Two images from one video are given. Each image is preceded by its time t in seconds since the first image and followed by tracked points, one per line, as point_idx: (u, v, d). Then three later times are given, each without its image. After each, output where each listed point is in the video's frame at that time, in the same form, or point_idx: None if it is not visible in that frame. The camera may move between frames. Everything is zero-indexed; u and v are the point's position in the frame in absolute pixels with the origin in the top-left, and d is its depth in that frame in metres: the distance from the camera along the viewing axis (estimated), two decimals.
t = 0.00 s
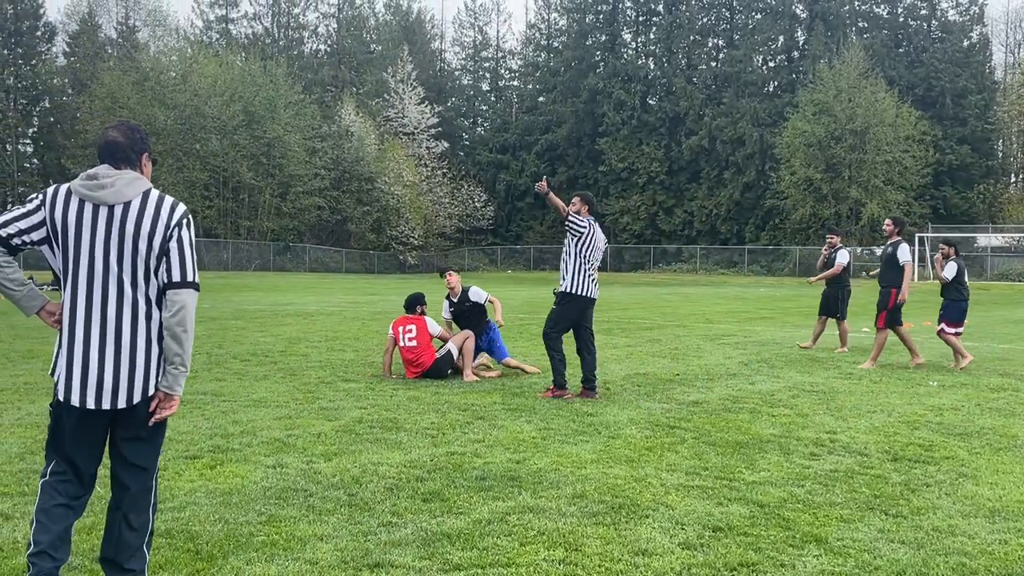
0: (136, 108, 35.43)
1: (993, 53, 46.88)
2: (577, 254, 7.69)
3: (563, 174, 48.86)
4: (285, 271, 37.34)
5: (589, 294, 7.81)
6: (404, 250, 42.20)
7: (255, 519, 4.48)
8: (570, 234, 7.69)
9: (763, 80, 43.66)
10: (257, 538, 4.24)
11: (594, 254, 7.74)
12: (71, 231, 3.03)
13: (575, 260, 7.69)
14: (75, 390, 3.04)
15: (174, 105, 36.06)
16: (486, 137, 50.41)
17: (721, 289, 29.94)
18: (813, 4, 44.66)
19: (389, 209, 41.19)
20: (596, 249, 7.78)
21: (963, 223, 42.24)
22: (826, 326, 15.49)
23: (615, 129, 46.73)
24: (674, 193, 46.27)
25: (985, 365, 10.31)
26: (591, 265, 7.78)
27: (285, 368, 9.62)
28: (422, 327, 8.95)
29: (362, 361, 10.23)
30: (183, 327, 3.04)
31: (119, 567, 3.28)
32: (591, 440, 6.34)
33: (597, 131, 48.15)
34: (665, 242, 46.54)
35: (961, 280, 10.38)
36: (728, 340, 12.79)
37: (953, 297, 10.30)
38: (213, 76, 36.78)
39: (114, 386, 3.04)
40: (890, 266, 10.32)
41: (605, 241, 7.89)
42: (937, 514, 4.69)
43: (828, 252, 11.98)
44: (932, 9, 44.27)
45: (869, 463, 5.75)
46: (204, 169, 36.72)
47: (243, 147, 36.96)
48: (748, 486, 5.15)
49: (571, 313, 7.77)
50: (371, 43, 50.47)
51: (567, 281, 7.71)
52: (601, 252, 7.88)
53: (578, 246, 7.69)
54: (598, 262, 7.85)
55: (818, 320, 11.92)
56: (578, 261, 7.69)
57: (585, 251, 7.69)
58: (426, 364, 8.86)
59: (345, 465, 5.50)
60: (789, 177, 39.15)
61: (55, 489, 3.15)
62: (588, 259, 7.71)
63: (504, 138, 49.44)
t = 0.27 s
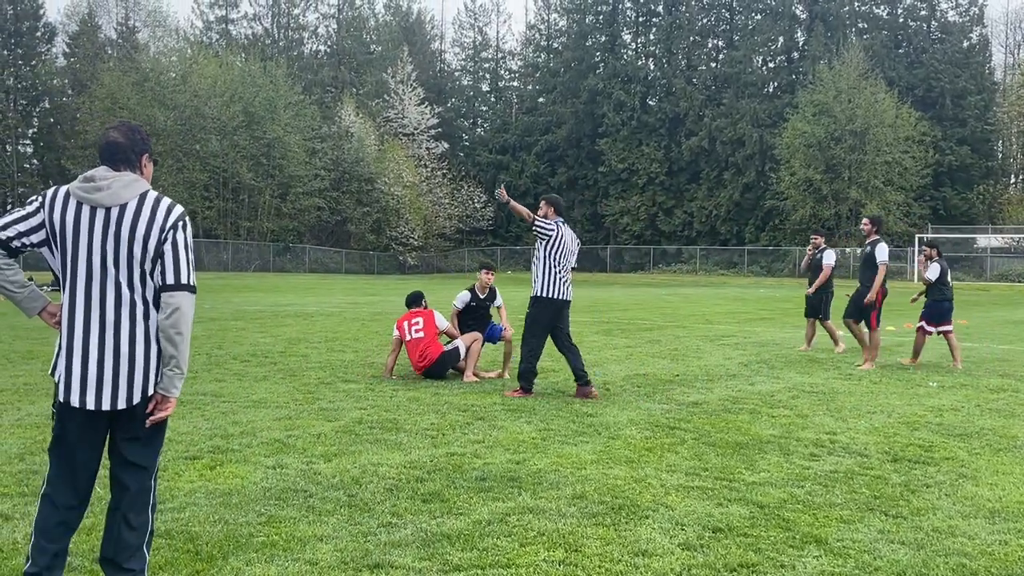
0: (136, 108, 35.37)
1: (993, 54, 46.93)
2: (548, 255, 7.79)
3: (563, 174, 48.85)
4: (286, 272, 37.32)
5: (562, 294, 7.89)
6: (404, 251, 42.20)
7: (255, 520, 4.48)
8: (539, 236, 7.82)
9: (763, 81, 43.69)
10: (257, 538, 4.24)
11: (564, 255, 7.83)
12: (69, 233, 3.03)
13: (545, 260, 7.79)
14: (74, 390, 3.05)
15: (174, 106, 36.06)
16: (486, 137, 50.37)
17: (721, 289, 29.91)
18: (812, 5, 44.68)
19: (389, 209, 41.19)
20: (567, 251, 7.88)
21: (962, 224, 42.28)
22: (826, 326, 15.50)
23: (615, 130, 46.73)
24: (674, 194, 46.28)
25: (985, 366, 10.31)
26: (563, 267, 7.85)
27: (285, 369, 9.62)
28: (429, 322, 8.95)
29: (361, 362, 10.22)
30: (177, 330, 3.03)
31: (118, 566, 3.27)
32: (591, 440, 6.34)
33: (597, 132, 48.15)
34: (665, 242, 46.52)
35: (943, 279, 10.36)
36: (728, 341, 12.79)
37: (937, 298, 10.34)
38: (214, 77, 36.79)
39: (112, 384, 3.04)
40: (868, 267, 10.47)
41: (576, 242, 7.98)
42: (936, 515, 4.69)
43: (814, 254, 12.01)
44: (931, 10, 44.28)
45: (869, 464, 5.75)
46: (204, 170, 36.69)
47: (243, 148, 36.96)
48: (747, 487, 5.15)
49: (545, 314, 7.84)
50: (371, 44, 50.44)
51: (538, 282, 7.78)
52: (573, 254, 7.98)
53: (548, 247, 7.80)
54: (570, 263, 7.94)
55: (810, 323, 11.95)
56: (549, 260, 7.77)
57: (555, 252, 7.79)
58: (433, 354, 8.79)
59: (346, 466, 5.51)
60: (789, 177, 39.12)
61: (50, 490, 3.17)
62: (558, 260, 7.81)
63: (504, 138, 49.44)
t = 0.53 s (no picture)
0: (135, 108, 35.38)
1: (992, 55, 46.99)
2: (525, 253, 7.92)
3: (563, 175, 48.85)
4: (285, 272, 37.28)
5: (542, 291, 8.03)
6: (404, 251, 42.23)
7: (255, 521, 4.48)
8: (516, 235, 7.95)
9: (762, 81, 43.73)
10: (256, 539, 4.24)
11: (541, 251, 7.95)
12: (61, 233, 3.03)
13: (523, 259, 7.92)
14: (69, 391, 3.05)
15: (174, 106, 36.07)
16: (485, 138, 50.34)
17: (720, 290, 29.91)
18: (812, 5, 44.68)
19: (388, 210, 41.21)
20: (544, 247, 8.00)
21: (962, 225, 42.36)
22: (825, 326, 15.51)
23: (615, 130, 46.74)
24: (674, 194, 46.31)
25: (984, 366, 10.32)
26: (542, 262, 7.99)
27: (284, 369, 9.62)
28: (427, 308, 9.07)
29: (360, 362, 10.21)
30: (173, 334, 3.04)
31: (116, 567, 3.27)
32: (590, 441, 6.33)
33: (597, 132, 48.15)
34: (664, 242, 46.54)
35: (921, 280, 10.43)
36: (727, 342, 12.80)
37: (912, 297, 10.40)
38: (213, 77, 36.81)
39: (106, 386, 3.05)
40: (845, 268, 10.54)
41: (554, 238, 8.10)
42: (936, 515, 4.69)
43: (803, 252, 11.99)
44: (931, 10, 44.31)
45: (869, 465, 5.74)
46: (203, 170, 36.67)
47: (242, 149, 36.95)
48: (746, 487, 5.15)
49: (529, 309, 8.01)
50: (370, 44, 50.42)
51: (518, 281, 7.93)
52: (551, 249, 8.10)
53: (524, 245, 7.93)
54: (549, 259, 8.05)
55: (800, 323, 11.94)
56: (526, 259, 7.90)
57: (532, 250, 7.91)
58: (433, 332, 8.77)
59: (345, 466, 5.50)
60: (788, 178, 39.07)
61: (45, 491, 3.18)
62: (535, 258, 7.92)
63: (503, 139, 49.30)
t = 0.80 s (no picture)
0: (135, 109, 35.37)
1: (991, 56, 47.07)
2: (514, 255, 8.04)
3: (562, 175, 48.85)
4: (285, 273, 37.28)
5: (531, 293, 8.15)
6: (403, 252, 42.27)
7: (254, 521, 4.48)
8: (505, 240, 8.06)
9: (761, 82, 43.77)
10: (255, 540, 4.23)
11: (530, 255, 8.08)
12: (55, 233, 3.02)
13: (512, 261, 8.04)
14: (65, 392, 3.05)
15: (173, 107, 36.07)
16: (485, 138, 50.34)
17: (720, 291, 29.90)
18: (811, 7, 44.70)
19: (387, 211, 41.25)
20: (532, 250, 8.12)
21: (960, 225, 42.45)
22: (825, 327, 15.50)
23: (614, 131, 46.75)
24: (673, 195, 46.33)
25: (983, 367, 10.32)
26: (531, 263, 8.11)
27: (283, 370, 9.61)
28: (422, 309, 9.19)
29: (359, 363, 10.20)
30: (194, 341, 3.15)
31: (114, 567, 3.28)
32: (589, 442, 6.34)
33: (596, 133, 48.17)
34: (664, 243, 46.57)
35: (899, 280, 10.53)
36: (727, 342, 12.80)
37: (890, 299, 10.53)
38: (213, 78, 36.82)
39: (103, 385, 3.05)
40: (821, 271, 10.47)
41: (542, 240, 8.22)
42: (934, 516, 4.69)
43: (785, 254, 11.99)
44: (930, 11, 44.39)
45: (868, 466, 5.74)
46: (203, 171, 36.64)
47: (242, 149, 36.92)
48: (746, 488, 5.15)
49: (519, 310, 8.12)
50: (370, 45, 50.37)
51: (508, 283, 8.04)
52: (538, 252, 8.21)
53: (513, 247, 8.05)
54: (538, 261, 8.18)
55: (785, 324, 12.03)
56: (516, 261, 8.02)
57: (521, 254, 8.05)
58: (431, 315, 8.82)
59: (343, 467, 5.51)
60: (787, 179, 38.91)
61: (40, 493, 3.18)
62: (524, 261, 8.05)
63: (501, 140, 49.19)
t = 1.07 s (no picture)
0: (133, 110, 35.29)
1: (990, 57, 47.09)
2: (502, 259, 8.17)
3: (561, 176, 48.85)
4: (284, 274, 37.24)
5: (520, 294, 8.29)
6: (402, 253, 42.28)
7: (252, 522, 4.48)
8: (495, 242, 8.19)
9: (760, 83, 43.77)
10: (254, 541, 4.23)
11: (518, 257, 8.21)
12: (53, 235, 3.00)
13: (498, 264, 8.17)
14: (67, 392, 3.05)
15: (172, 108, 36.05)
16: (484, 139, 50.27)
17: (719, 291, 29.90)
18: (810, 7, 44.67)
19: (387, 211, 41.22)
20: (521, 252, 8.24)
21: (959, 226, 42.49)
22: (824, 328, 15.50)
23: (613, 131, 46.75)
24: (672, 196, 46.35)
25: (982, 368, 10.33)
26: (520, 267, 8.24)
27: (282, 370, 9.61)
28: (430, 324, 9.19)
29: (358, 363, 10.19)
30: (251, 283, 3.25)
31: (111, 568, 3.28)
32: (589, 442, 6.33)
33: (595, 134, 48.17)
34: (663, 244, 46.59)
35: (875, 280, 10.84)
36: (726, 343, 12.80)
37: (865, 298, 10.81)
38: (212, 78, 36.80)
39: (105, 384, 3.06)
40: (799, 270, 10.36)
41: (532, 243, 8.33)
42: (933, 516, 4.69)
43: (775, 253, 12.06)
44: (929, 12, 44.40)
45: (867, 466, 5.75)
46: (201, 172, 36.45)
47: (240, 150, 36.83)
48: (745, 489, 5.15)
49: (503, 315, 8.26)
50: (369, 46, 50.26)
51: (494, 286, 8.17)
52: (528, 255, 8.31)
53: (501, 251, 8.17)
54: (528, 263, 8.30)
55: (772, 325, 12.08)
56: (504, 265, 8.16)
57: (510, 256, 8.17)
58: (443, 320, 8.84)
59: (342, 468, 5.50)
60: (786, 179, 39.01)
61: (37, 493, 3.17)
62: (512, 263, 8.18)
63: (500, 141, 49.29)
